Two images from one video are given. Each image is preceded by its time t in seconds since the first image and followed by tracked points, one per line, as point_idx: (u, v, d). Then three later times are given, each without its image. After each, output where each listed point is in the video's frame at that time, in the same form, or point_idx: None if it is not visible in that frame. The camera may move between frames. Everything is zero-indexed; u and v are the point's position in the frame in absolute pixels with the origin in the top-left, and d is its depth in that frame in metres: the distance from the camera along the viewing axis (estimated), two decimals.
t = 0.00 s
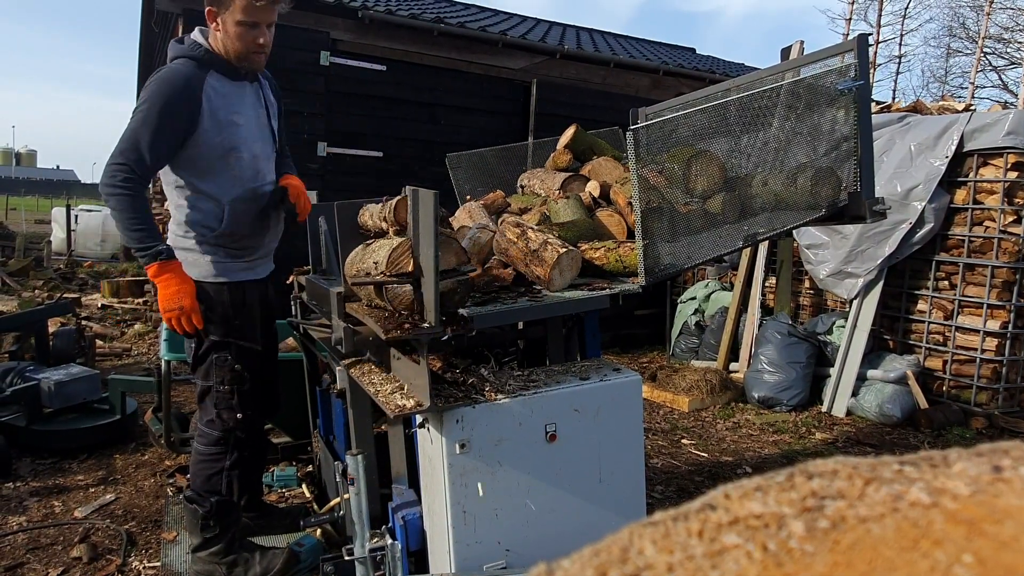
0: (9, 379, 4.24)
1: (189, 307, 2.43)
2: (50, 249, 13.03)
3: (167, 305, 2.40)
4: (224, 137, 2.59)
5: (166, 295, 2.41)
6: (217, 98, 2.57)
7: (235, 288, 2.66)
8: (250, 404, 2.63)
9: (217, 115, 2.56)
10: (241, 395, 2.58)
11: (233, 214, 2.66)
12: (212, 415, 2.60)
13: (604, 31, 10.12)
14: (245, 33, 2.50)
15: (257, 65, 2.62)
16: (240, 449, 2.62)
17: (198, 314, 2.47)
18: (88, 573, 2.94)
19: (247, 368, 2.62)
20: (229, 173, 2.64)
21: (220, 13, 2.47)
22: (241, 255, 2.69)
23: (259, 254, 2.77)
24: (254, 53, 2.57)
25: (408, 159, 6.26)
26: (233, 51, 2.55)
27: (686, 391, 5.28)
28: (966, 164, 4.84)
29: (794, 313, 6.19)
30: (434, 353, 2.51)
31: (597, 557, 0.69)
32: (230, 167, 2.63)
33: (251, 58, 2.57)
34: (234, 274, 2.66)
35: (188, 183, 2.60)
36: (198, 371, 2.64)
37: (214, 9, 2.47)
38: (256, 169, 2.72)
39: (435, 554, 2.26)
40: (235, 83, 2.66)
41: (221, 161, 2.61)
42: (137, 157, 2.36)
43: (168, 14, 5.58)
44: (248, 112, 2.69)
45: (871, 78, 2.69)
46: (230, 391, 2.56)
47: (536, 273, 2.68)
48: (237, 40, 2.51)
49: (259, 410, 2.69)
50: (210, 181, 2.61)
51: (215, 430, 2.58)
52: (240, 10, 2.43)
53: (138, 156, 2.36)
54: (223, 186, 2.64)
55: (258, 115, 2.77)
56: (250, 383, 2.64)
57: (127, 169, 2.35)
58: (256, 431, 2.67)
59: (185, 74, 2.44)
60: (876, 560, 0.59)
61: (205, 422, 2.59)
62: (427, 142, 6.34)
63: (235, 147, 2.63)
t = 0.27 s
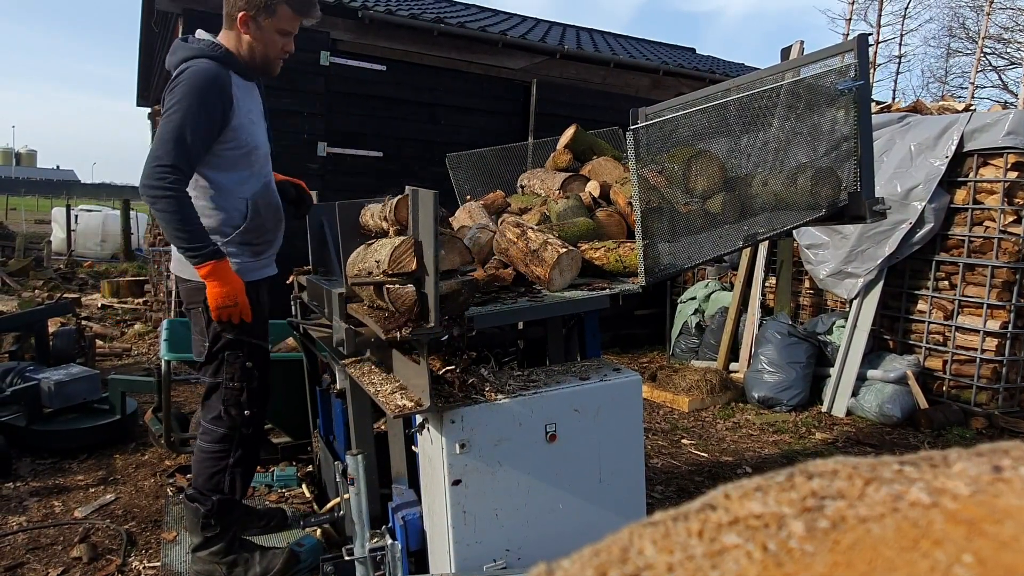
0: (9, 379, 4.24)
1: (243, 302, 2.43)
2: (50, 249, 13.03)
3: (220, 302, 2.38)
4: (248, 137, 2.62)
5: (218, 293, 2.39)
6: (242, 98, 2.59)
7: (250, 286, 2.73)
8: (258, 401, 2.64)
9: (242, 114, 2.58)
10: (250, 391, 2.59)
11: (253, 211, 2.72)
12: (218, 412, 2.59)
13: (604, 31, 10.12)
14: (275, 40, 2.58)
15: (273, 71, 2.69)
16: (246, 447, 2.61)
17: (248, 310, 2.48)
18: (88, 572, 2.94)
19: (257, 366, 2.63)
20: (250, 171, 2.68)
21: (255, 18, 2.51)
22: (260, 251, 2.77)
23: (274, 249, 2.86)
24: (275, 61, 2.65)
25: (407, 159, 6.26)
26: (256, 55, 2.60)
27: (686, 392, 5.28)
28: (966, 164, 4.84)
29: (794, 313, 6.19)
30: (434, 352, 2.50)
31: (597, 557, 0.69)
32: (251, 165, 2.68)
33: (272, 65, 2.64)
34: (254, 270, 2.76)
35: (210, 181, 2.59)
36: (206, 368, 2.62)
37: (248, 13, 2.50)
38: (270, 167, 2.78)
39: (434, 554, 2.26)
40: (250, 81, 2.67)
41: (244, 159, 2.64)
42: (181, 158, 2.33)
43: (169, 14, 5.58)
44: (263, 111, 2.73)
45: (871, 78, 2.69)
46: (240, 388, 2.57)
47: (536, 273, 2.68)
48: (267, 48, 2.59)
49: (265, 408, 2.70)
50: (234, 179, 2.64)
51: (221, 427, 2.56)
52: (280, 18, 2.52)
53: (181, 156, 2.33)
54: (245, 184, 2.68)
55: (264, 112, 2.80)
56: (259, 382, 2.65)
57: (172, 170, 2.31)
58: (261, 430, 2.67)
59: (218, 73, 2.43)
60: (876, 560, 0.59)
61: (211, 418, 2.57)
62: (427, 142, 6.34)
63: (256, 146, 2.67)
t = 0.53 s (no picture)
0: (9, 379, 4.24)
1: (219, 299, 2.44)
2: (49, 249, 13.02)
3: (196, 295, 2.40)
4: (254, 132, 2.66)
5: (196, 285, 2.40)
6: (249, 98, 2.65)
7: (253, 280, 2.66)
8: (265, 395, 2.63)
9: (249, 110, 2.63)
10: (256, 385, 2.59)
11: (256, 206, 2.72)
12: (226, 405, 2.59)
13: (604, 31, 10.12)
14: (286, 53, 2.70)
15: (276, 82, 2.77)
16: (251, 442, 2.60)
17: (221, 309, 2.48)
18: (88, 572, 2.94)
19: (263, 360, 2.63)
20: (255, 167, 2.70)
21: (273, 31, 2.62)
22: (264, 246, 2.73)
23: (278, 247, 2.81)
24: (281, 73, 2.75)
25: (407, 159, 6.26)
26: (264, 66, 2.69)
27: (686, 392, 5.28)
28: (966, 164, 4.84)
29: (794, 313, 6.19)
30: (433, 352, 2.50)
31: (597, 557, 0.69)
32: (256, 161, 2.70)
33: (278, 77, 2.74)
34: (258, 264, 2.69)
35: (217, 175, 2.62)
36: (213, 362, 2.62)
37: (268, 27, 2.61)
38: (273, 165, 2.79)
39: (434, 554, 2.26)
40: (255, 87, 2.73)
41: (250, 154, 2.67)
42: (195, 146, 2.41)
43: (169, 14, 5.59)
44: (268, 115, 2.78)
45: (871, 78, 2.69)
46: (246, 381, 2.56)
47: (536, 273, 2.68)
48: (278, 60, 2.69)
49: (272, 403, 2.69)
50: (239, 173, 2.65)
51: (230, 421, 2.56)
52: (291, 33, 2.69)
53: (194, 144, 2.41)
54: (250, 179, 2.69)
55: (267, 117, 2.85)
56: (266, 376, 2.64)
57: (186, 157, 2.39)
58: (268, 425, 2.66)
59: (229, 70, 2.50)
60: (876, 560, 0.59)
61: (219, 411, 2.57)
62: (427, 142, 6.34)
63: (262, 145, 2.71)
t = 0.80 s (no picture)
0: (9, 379, 4.24)
1: (219, 290, 2.46)
2: (49, 249, 13.02)
3: (196, 288, 2.42)
4: (250, 135, 2.66)
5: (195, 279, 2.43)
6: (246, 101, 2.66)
7: (245, 283, 2.64)
8: (274, 394, 2.63)
9: (245, 113, 2.63)
10: (263, 384, 2.59)
11: (249, 208, 2.70)
12: (235, 404, 2.60)
13: (604, 31, 10.12)
14: (277, 58, 2.66)
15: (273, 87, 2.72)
16: (260, 441, 2.58)
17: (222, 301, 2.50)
18: (88, 572, 2.94)
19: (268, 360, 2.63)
20: (250, 169, 2.69)
21: (260, 37, 2.61)
22: (257, 249, 2.70)
23: (272, 251, 2.78)
24: (276, 79, 2.70)
25: (407, 159, 6.26)
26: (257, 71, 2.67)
27: (686, 392, 5.28)
28: (966, 164, 4.84)
29: (794, 313, 6.19)
30: (433, 352, 2.50)
31: (597, 557, 0.69)
32: (253, 164, 2.69)
33: (271, 81, 2.69)
34: (249, 267, 2.65)
35: (211, 177, 2.63)
36: (217, 362, 2.64)
37: (254, 34, 2.61)
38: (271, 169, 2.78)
39: (434, 554, 2.26)
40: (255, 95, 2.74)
41: (246, 156, 2.67)
42: (188, 147, 2.43)
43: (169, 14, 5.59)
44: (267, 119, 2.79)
45: (871, 78, 2.69)
46: (252, 381, 2.56)
47: (536, 273, 2.68)
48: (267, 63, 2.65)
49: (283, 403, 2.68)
50: (233, 175, 2.65)
51: (241, 418, 2.57)
52: (279, 36, 2.62)
53: (187, 145, 2.43)
54: (244, 181, 2.68)
55: (267, 123, 2.85)
56: (272, 377, 2.64)
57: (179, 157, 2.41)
58: (278, 425, 2.64)
59: (224, 73, 2.52)
60: (876, 560, 0.59)
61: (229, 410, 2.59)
62: (427, 143, 6.34)
63: (259, 147, 2.70)
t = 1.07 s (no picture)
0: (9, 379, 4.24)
1: (186, 296, 2.44)
2: (49, 249, 13.02)
3: (162, 290, 2.40)
4: (239, 134, 2.65)
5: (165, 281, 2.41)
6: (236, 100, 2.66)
7: (235, 281, 2.63)
8: (267, 393, 2.63)
9: (234, 113, 2.63)
10: (255, 382, 2.58)
11: (240, 209, 2.69)
12: (229, 403, 2.59)
13: (604, 31, 10.13)
14: (262, 52, 2.63)
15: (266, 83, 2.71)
16: (255, 440, 2.58)
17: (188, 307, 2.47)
18: (88, 572, 2.94)
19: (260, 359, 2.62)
20: (240, 169, 2.68)
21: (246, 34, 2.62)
22: (248, 248, 2.69)
23: (265, 250, 2.77)
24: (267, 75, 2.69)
25: (407, 159, 6.26)
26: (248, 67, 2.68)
27: (686, 392, 5.28)
28: (966, 164, 4.84)
29: (794, 313, 6.19)
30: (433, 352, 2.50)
31: (597, 557, 0.69)
32: (242, 163, 2.68)
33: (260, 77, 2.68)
34: (240, 266, 2.64)
35: (201, 178, 2.63)
36: (211, 362, 2.63)
37: (240, 32, 2.63)
38: (262, 168, 2.77)
39: (434, 554, 2.26)
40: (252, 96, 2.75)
41: (235, 155, 2.66)
42: (174, 149, 2.43)
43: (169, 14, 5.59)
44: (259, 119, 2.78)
45: (871, 78, 2.69)
46: (245, 381, 2.56)
47: (536, 273, 2.68)
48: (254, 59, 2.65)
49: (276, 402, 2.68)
50: (223, 175, 2.65)
51: (235, 418, 2.57)
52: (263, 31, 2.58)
53: (173, 147, 2.43)
54: (234, 181, 2.67)
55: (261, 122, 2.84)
56: (265, 376, 2.64)
57: (165, 159, 2.41)
58: (272, 424, 2.64)
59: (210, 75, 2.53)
60: (876, 560, 0.59)
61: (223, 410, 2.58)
62: (427, 143, 6.34)
63: (249, 147, 2.70)
